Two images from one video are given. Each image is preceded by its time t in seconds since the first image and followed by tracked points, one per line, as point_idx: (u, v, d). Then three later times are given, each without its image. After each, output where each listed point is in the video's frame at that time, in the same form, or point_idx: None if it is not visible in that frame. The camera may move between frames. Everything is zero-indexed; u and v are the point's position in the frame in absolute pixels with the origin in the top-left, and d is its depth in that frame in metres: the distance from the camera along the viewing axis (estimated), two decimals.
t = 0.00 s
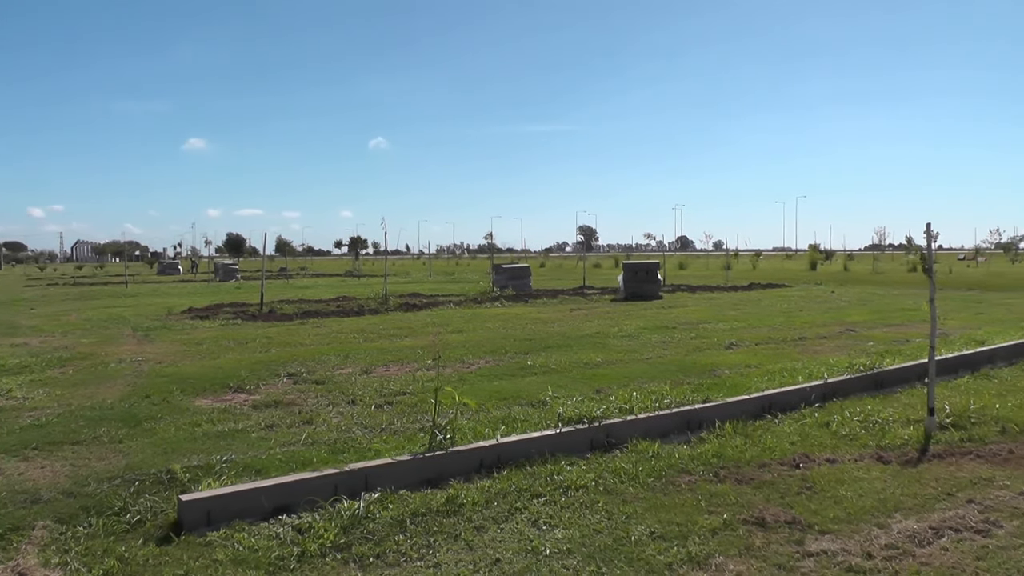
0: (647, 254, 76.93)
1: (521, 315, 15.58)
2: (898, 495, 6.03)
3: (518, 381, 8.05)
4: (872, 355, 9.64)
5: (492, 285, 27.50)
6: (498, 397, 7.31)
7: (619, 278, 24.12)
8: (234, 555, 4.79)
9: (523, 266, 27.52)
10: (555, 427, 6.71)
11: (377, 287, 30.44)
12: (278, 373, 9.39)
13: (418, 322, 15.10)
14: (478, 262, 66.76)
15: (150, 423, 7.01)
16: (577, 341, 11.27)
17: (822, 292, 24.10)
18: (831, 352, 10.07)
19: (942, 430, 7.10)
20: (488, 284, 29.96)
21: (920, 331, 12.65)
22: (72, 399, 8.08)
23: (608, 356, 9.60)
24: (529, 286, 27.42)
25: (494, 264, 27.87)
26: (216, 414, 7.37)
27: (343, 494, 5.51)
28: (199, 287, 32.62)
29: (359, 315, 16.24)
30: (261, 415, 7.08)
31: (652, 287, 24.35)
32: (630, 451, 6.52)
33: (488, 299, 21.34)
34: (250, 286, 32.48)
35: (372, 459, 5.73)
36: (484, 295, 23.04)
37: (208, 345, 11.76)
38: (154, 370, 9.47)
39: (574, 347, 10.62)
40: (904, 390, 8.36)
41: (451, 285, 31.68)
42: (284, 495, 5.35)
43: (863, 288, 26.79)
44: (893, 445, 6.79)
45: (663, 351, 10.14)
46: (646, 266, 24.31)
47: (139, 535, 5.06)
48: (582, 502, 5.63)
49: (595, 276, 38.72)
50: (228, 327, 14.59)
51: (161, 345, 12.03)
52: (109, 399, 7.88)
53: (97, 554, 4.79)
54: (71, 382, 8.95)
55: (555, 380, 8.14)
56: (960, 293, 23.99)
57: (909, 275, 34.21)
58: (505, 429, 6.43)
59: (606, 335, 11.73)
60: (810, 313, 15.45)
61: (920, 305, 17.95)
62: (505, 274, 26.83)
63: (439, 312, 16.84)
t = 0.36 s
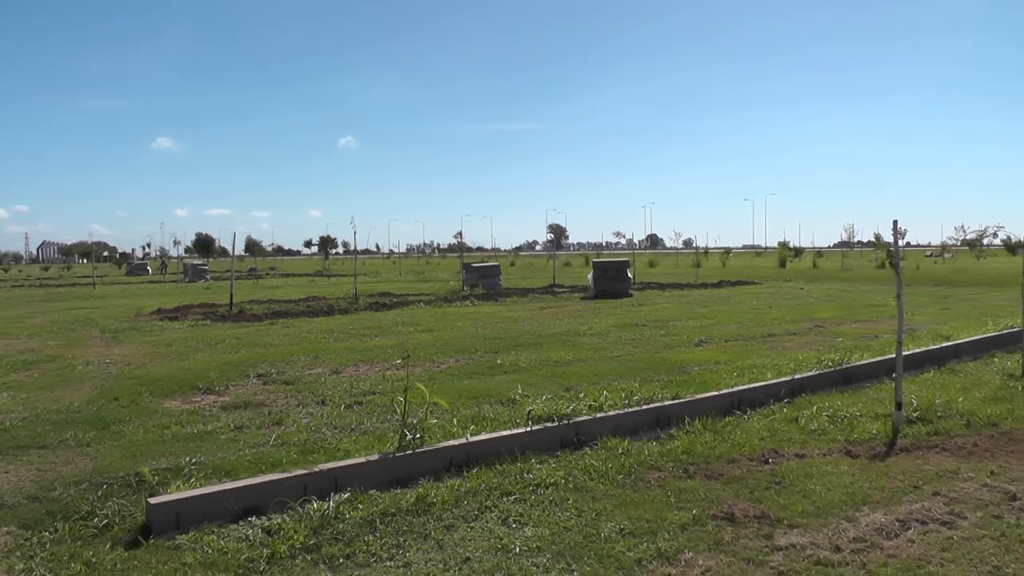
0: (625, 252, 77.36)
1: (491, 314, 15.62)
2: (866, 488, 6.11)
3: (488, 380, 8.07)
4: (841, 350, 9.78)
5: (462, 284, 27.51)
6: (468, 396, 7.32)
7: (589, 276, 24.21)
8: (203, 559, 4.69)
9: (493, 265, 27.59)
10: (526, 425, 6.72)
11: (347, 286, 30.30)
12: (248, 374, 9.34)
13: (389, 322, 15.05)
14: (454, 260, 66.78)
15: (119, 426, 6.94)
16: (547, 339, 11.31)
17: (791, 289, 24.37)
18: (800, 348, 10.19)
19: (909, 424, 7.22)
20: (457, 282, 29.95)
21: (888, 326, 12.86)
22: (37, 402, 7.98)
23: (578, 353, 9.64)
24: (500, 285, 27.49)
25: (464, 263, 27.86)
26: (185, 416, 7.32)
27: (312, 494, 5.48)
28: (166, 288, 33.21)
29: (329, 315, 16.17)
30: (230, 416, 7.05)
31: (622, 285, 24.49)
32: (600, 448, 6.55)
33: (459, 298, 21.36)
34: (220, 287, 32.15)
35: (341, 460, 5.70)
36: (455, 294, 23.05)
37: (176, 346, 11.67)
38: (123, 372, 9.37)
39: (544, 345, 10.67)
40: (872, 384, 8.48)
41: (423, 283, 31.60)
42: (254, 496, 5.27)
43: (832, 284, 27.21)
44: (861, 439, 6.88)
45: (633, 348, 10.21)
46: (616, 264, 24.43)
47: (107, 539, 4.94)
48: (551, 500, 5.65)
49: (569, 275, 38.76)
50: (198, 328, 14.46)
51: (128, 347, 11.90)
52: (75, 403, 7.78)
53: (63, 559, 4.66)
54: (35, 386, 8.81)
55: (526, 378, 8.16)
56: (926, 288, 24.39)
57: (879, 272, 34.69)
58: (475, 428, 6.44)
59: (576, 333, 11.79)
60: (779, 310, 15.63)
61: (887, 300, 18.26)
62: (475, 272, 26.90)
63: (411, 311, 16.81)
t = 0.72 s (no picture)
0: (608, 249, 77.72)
1: (469, 313, 15.61)
2: (843, 482, 6.16)
3: (466, 379, 8.08)
4: (818, 346, 9.87)
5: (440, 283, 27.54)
6: (446, 395, 7.33)
7: (567, 275, 24.26)
8: (181, 562, 4.62)
9: (471, 264, 27.65)
10: (504, 424, 6.73)
11: (324, 287, 30.26)
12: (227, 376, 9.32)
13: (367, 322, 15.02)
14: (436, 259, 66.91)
15: (95, 430, 6.91)
16: (525, 337, 11.37)
17: (769, 285, 24.56)
18: (778, 344, 10.28)
19: (886, 418, 7.30)
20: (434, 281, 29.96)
21: (865, 321, 13.00)
22: (11, 407, 7.92)
23: (556, 352, 9.69)
24: (477, 284, 27.57)
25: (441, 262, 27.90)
26: (162, 418, 7.30)
27: (290, 496, 5.47)
28: (148, 287, 34.43)
29: (307, 315, 16.14)
30: (208, 418, 7.04)
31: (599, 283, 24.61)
32: (578, 446, 6.58)
33: (437, 297, 21.40)
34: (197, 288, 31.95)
35: (319, 461, 5.70)
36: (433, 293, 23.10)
37: (153, 348, 11.62)
38: (100, 375, 9.33)
39: (522, 343, 10.72)
40: (850, 379, 8.56)
41: (401, 283, 31.56)
42: (232, 498, 5.24)
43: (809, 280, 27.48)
44: (838, 433, 6.94)
45: (611, 346, 10.27)
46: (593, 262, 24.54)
47: (84, 544, 4.87)
48: (529, 498, 5.67)
49: (551, 273, 38.83)
50: (175, 330, 14.40)
51: (105, 350, 11.84)
52: (50, 407, 7.73)
53: (39, 565, 4.58)
54: (10, 390, 8.73)
55: (503, 377, 8.19)
56: (903, 283, 24.67)
57: (856, 267, 35.04)
58: (453, 427, 6.45)
59: (553, 331, 11.83)
60: (757, 306, 15.79)
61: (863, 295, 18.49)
62: (453, 271, 26.98)
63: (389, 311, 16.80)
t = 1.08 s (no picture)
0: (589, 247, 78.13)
1: (445, 313, 15.64)
2: (818, 477, 6.23)
3: (443, 378, 8.11)
4: (794, 343, 9.99)
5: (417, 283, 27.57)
6: (422, 395, 7.35)
7: (544, 274, 24.32)
8: (155, 566, 4.60)
9: (449, 264, 27.69)
10: (480, 423, 6.76)
11: (300, 288, 30.16)
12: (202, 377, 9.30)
13: (343, 322, 15.01)
14: (416, 259, 67.00)
15: (68, 434, 6.87)
16: (501, 337, 11.43)
17: (745, 283, 24.79)
18: (754, 341, 10.39)
19: (861, 413, 7.39)
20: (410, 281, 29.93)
21: (840, 317, 13.18)
22: None
23: (532, 351, 9.75)
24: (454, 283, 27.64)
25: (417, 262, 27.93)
26: (137, 421, 7.27)
27: (265, 498, 5.47)
28: (123, 289, 34.51)
29: (283, 316, 16.11)
30: (183, 421, 7.02)
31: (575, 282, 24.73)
32: (554, 444, 6.61)
33: (414, 297, 21.44)
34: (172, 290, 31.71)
35: (294, 463, 5.70)
36: (409, 293, 23.15)
37: (128, 351, 11.55)
38: (72, 379, 9.25)
39: (498, 342, 10.78)
40: (825, 376, 8.66)
41: (377, 283, 31.53)
42: (207, 501, 5.24)
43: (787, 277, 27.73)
44: (814, 429, 7.02)
45: (587, 345, 10.35)
46: (569, 261, 24.65)
47: (55, 550, 4.84)
48: (505, 497, 5.70)
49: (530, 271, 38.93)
50: (150, 332, 14.31)
51: (78, 353, 11.75)
52: (21, 411, 7.66)
53: (9, 572, 4.54)
54: None
55: (480, 376, 8.23)
56: (877, 280, 25.02)
57: (831, 264, 35.51)
58: (429, 427, 6.47)
59: (530, 330, 11.85)
60: (733, 304, 15.97)
61: (838, 292, 18.74)
62: (429, 271, 27.04)
63: (366, 311, 16.79)
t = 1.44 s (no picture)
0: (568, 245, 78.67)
1: (416, 312, 15.65)
2: (786, 472, 6.33)
3: (413, 377, 8.17)
4: (763, 339, 10.16)
5: (388, 282, 27.57)
6: (393, 394, 7.38)
7: (516, 272, 24.36)
8: (121, 570, 4.59)
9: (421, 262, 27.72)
10: (450, 421, 6.79)
11: (271, 287, 30.04)
12: (172, 379, 9.28)
13: (314, 322, 15.00)
14: (393, 257, 67.03)
15: (34, 437, 6.80)
16: (472, 336, 11.54)
17: (717, 280, 25.06)
18: (724, 338, 10.57)
19: (829, 409, 7.51)
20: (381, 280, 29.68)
21: (809, 315, 13.42)
22: None
23: (503, 349, 9.86)
24: (426, 282, 27.71)
25: (389, 261, 27.94)
26: (104, 423, 7.23)
27: (235, 500, 5.49)
28: (91, 290, 34.04)
29: (254, 316, 16.06)
30: (152, 423, 7.00)
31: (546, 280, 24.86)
32: (524, 442, 6.66)
33: (386, 296, 21.48)
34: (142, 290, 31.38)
35: (263, 464, 5.72)
36: (381, 292, 23.19)
37: (94, 352, 11.45)
38: (39, 381, 9.15)
39: (469, 341, 10.89)
40: (794, 373, 8.80)
41: (348, 283, 31.40)
42: (176, 504, 5.25)
43: (759, 275, 28.00)
44: (782, 425, 7.13)
45: (558, 343, 10.48)
46: (539, 259, 24.73)
47: (19, 557, 4.81)
48: (475, 496, 5.75)
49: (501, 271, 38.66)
50: (118, 333, 14.19)
51: (44, 355, 11.63)
52: None
53: None
54: None
55: (450, 375, 8.28)
56: (845, 277, 25.50)
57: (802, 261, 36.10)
58: (399, 426, 6.50)
59: (500, 330, 11.99)
60: (703, 301, 16.21)
61: (807, 289, 19.13)
62: (401, 270, 27.07)
63: (338, 311, 16.76)
